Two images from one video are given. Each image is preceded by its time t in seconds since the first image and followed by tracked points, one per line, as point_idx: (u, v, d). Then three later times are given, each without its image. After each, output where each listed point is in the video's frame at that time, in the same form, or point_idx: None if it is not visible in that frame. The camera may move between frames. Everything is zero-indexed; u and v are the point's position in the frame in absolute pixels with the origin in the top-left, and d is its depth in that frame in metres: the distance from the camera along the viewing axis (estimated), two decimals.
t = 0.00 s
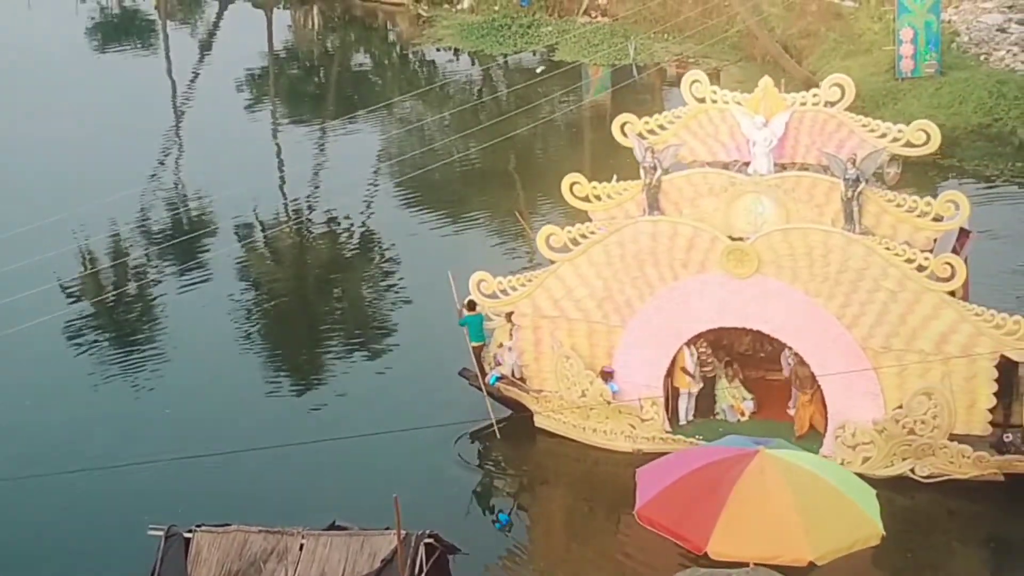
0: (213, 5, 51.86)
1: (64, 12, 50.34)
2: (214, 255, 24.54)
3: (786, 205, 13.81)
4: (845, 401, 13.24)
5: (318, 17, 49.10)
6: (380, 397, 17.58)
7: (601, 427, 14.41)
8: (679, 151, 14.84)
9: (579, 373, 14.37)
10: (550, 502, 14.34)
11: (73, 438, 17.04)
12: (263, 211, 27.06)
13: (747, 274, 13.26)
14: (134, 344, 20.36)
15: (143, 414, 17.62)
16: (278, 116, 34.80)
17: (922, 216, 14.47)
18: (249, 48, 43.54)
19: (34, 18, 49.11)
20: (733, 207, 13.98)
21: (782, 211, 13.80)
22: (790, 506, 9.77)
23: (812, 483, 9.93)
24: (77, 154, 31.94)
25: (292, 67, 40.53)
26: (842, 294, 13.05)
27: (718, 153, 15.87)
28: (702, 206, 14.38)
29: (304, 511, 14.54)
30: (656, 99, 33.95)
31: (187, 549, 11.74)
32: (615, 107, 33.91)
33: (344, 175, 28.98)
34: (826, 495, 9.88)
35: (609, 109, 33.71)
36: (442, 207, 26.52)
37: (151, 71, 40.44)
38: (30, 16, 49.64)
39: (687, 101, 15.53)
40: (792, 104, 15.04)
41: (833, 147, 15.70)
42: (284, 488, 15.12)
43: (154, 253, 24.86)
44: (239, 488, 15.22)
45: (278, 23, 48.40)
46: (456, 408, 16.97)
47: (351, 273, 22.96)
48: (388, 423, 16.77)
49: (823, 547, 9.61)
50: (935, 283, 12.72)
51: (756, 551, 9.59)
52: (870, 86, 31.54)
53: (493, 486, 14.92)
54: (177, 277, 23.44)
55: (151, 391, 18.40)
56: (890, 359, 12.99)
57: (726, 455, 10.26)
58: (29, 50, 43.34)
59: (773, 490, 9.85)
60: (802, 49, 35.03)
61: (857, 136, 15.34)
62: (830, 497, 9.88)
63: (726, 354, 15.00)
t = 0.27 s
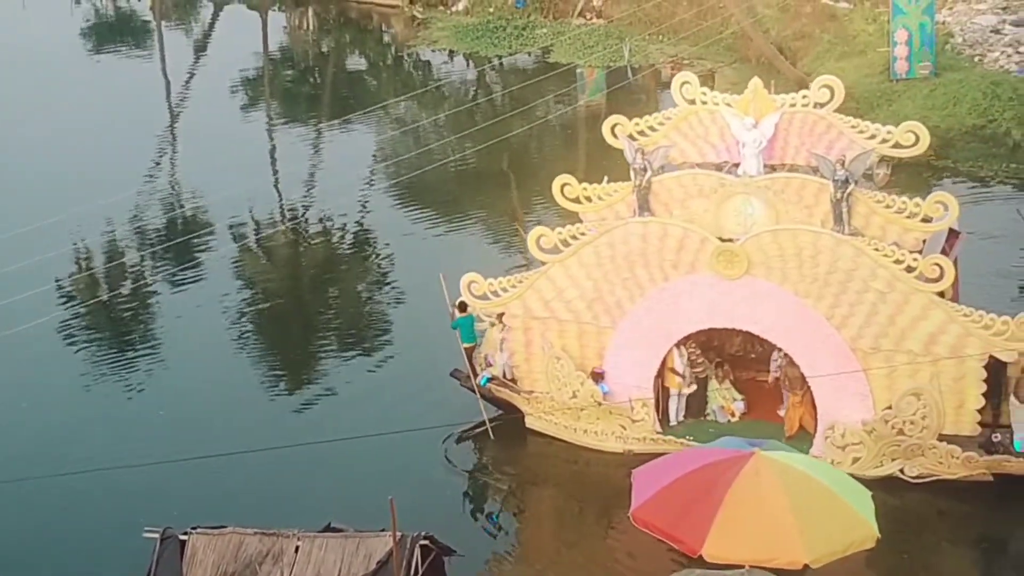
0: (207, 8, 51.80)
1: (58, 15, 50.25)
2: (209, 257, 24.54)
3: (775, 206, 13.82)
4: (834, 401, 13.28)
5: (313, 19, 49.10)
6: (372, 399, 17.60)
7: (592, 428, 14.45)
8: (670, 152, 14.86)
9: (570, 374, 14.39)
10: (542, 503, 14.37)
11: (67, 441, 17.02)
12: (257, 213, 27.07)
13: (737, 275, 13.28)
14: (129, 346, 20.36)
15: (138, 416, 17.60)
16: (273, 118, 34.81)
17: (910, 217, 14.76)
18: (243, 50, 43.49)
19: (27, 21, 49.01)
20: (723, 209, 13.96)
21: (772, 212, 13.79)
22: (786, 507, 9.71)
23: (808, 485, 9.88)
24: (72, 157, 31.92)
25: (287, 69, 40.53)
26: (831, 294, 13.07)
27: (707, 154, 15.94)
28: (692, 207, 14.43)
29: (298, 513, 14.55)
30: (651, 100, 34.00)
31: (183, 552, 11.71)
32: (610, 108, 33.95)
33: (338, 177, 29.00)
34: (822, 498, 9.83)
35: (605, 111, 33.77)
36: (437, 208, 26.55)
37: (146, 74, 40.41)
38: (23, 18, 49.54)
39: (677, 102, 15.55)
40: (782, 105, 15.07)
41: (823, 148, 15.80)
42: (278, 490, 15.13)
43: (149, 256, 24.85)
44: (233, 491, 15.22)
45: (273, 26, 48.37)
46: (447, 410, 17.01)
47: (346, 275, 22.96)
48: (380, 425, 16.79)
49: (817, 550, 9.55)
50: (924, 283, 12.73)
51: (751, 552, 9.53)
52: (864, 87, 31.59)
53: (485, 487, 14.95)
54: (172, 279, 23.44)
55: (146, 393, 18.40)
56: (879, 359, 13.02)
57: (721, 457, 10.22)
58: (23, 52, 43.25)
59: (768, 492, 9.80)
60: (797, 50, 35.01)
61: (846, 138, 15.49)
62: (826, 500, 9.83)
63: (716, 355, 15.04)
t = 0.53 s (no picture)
0: (201, 11, 51.76)
1: (52, 18, 50.22)
2: (204, 260, 24.56)
3: (764, 207, 13.79)
4: (823, 401, 13.32)
5: (307, 22, 49.11)
6: (365, 401, 17.64)
7: (582, 428, 14.48)
8: (659, 153, 14.93)
9: (560, 375, 14.39)
10: (534, 504, 14.42)
11: (62, 445, 17.04)
12: (252, 216, 27.09)
13: (726, 275, 13.29)
14: (124, 349, 20.38)
15: (134, 420, 17.62)
16: (268, 121, 34.83)
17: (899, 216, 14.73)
18: (238, 53, 43.48)
19: (21, 25, 48.96)
20: (712, 209, 13.99)
21: (760, 212, 13.76)
22: (781, 509, 9.73)
23: (803, 486, 9.89)
24: (67, 161, 31.92)
25: (281, 72, 40.55)
26: (819, 294, 13.09)
27: (696, 154, 16.19)
28: (680, 208, 14.50)
29: (293, 516, 14.57)
30: (645, 102, 34.03)
31: (180, 556, 11.66)
32: (605, 109, 33.96)
33: (333, 179, 29.02)
34: (818, 499, 9.84)
35: (599, 112, 33.79)
36: (431, 210, 26.57)
37: (141, 77, 40.40)
38: (17, 22, 49.51)
39: (666, 103, 15.73)
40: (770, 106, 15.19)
41: (811, 148, 15.95)
42: (272, 493, 15.15)
43: (144, 258, 24.87)
44: (228, 494, 15.24)
45: (268, 28, 48.35)
46: (438, 411, 17.05)
47: (342, 278, 22.98)
48: (373, 426, 16.82)
49: (813, 552, 9.56)
50: (912, 283, 12.72)
51: (745, 555, 9.57)
52: (859, 87, 31.63)
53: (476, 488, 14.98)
54: (166, 282, 23.47)
55: (141, 396, 18.42)
56: (867, 359, 13.05)
57: (717, 458, 10.23)
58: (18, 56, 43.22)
59: (764, 494, 9.81)
60: (791, 51, 35.06)
61: (834, 138, 15.58)
62: (822, 500, 9.84)
63: (706, 355, 15.16)
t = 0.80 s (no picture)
0: (199, 13, 51.77)
1: (48, 21, 50.20)
2: (201, 262, 24.59)
3: (755, 206, 13.90)
4: (815, 401, 13.37)
5: (304, 24, 49.13)
6: (359, 402, 17.68)
7: (574, 429, 14.49)
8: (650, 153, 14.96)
9: (552, 376, 14.42)
10: (528, 506, 14.46)
11: (59, 448, 17.06)
12: (249, 218, 27.12)
13: (717, 276, 13.30)
14: (122, 352, 20.40)
15: (130, 423, 17.63)
16: (265, 123, 34.85)
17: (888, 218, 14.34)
18: (235, 56, 43.50)
19: (17, 27, 48.95)
20: (704, 209, 14.11)
21: (751, 212, 13.89)
22: (780, 510, 9.73)
23: (801, 487, 9.89)
24: (64, 163, 31.94)
25: (278, 74, 40.59)
26: (810, 295, 13.10)
27: (687, 155, 16.21)
28: (672, 209, 14.56)
29: (289, 518, 14.60)
30: (642, 103, 34.07)
31: (177, 559, 11.64)
32: (602, 111, 33.97)
33: (330, 181, 29.05)
34: (816, 500, 9.85)
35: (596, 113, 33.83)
36: (428, 212, 26.61)
37: (138, 79, 40.41)
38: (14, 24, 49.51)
39: (658, 103, 15.70)
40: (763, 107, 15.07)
41: (802, 148, 16.02)
42: (267, 495, 15.17)
43: (140, 261, 24.88)
44: (223, 496, 15.27)
45: (265, 30, 48.37)
46: (432, 412, 17.09)
47: (339, 280, 23.01)
48: (367, 428, 16.86)
49: (811, 552, 9.57)
50: (902, 283, 12.71)
51: (745, 555, 9.54)
52: (855, 88, 31.71)
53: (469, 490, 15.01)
54: (163, 284, 23.49)
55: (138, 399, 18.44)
56: (858, 359, 13.08)
57: (714, 460, 10.23)
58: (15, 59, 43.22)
59: (762, 495, 9.81)
60: (788, 52, 35.10)
61: (825, 138, 15.70)
62: (820, 501, 9.85)
63: (699, 356, 15.14)
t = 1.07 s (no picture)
0: (194, 13, 51.76)
1: (44, 21, 50.20)
2: (197, 263, 24.60)
3: (744, 207, 14.02)
4: (805, 400, 13.38)
5: (300, 25, 49.17)
6: (352, 402, 17.72)
7: (565, 428, 14.51)
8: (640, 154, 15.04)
9: (543, 375, 14.43)
10: (520, 506, 14.50)
11: (54, 449, 17.08)
12: (245, 219, 27.14)
13: (707, 276, 13.33)
14: (117, 353, 20.42)
15: (125, 423, 17.66)
16: (261, 124, 34.89)
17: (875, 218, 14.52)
18: (231, 57, 43.53)
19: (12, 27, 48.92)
20: (693, 209, 14.18)
21: (741, 212, 14.00)
22: (775, 509, 9.45)
23: (798, 486, 9.60)
24: (60, 163, 31.96)
25: (274, 75, 40.65)
26: (799, 294, 13.13)
27: (678, 156, 16.28)
28: (663, 209, 14.61)
29: (283, 518, 14.62)
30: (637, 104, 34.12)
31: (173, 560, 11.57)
32: (597, 111, 34.00)
33: (326, 182, 29.08)
34: (814, 500, 9.55)
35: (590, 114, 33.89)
36: (422, 213, 26.64)
37: (134, 79, 40.43)
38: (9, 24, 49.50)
39: (648, 103, 15.73)
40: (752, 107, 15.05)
41: (792, 148, 16.08)
42: (262, 495, 15.20)
43: (136, 262, 24.90)
44: (218, 496, 15.30)
45: (261, 31, 48.37)
46: (425, 412, 17.14)
47: (334, 280, 23.00)
48: (360, 428, 16.91)
49: (808, 552, 9.30)
50: (890, 283, 12.73)
51: (740, 554, 9.27)
52: (850, 89, 31.84)
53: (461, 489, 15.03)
54: (158, 285, 23.51)
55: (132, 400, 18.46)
56: (847, 358, 13.10)
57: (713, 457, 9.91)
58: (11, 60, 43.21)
59: (759, 494, 9.50)
60: (784, 53, 35.18)
61: (815, 138, 15.77)
62: (818, 501, 9.55)
63: (689, 356, 14.88)
